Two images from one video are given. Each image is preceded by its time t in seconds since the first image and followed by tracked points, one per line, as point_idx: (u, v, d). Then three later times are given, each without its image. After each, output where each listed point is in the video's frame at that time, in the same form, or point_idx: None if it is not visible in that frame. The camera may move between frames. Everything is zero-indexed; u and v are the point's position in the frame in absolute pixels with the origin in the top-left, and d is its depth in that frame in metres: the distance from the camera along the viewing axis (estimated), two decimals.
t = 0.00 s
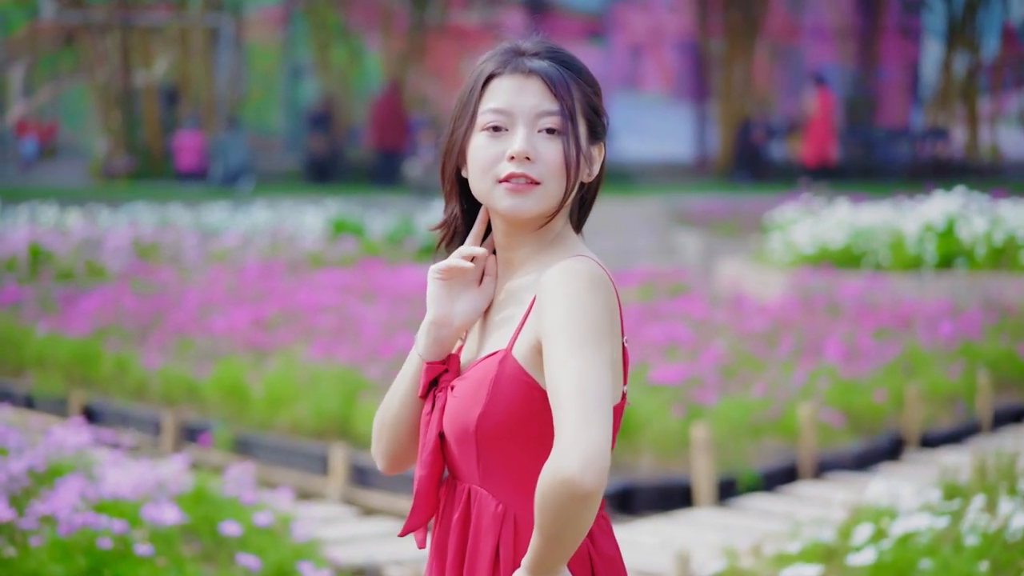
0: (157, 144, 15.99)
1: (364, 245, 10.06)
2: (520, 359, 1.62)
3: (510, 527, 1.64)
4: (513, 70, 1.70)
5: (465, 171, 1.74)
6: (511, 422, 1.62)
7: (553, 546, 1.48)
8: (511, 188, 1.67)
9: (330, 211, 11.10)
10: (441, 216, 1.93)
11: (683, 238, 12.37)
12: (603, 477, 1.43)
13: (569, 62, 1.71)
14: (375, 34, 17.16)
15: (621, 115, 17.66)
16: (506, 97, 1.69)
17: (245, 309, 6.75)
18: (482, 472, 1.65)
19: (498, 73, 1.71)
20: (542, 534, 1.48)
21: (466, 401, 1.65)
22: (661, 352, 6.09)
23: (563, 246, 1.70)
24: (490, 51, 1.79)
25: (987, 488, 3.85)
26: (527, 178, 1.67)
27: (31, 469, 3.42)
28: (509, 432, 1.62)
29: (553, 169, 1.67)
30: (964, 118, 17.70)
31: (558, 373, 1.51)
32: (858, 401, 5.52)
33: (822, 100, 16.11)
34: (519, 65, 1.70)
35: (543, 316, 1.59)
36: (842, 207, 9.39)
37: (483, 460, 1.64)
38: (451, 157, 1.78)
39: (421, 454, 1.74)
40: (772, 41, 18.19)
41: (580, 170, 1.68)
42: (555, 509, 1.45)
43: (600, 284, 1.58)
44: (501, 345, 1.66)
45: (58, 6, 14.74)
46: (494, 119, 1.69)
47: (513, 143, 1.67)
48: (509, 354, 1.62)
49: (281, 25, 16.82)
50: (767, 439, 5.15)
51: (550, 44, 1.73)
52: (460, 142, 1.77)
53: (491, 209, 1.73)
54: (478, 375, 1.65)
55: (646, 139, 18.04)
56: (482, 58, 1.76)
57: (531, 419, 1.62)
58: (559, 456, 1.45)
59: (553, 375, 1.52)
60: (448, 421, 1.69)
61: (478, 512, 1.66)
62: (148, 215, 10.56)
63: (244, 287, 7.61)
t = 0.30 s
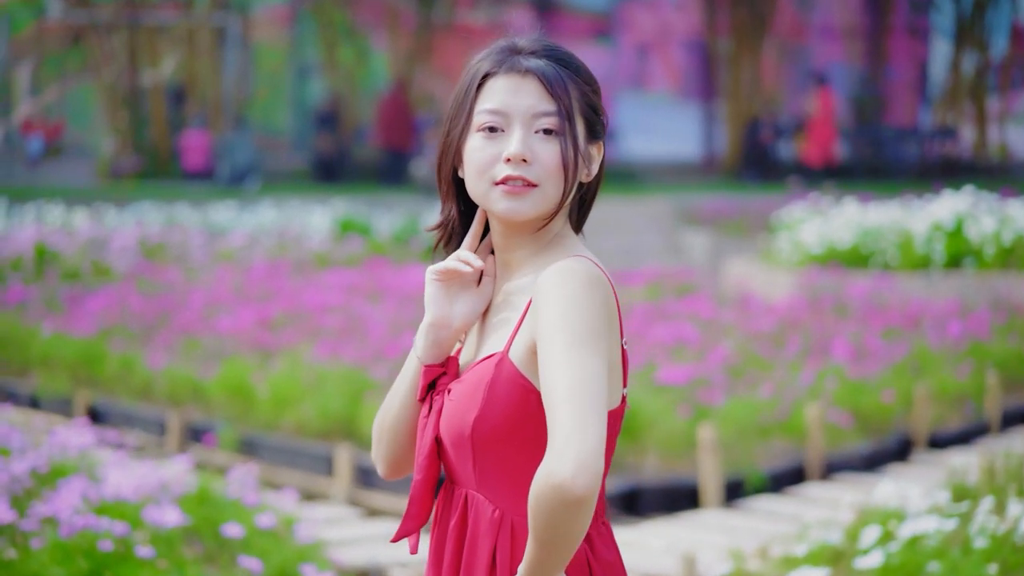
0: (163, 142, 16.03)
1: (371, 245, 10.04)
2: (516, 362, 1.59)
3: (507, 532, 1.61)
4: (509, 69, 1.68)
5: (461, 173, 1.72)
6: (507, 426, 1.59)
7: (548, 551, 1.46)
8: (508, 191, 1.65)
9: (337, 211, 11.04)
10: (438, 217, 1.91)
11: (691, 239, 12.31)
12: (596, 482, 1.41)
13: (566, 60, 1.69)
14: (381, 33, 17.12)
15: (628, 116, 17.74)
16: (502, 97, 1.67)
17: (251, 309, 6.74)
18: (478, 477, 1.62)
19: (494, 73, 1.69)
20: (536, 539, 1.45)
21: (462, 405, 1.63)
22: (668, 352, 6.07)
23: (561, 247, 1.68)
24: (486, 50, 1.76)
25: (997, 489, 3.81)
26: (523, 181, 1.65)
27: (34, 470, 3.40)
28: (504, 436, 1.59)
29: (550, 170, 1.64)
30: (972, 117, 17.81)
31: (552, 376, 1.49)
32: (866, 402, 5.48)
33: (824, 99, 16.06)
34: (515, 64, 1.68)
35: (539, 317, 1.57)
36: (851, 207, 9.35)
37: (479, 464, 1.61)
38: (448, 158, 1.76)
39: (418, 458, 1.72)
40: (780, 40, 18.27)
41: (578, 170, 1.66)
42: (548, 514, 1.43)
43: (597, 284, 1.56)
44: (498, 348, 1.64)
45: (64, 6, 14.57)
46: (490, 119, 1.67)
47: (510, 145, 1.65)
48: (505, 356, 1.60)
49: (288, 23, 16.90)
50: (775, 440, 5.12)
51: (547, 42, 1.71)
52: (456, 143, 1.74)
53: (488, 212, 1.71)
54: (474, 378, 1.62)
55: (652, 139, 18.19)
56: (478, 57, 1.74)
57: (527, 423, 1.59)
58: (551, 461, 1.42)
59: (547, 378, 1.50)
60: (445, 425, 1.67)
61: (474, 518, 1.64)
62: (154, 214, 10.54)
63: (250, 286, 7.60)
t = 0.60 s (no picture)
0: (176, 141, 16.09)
1: (382, 245, 10.02)
2: (519, 368, 1.56)
3: (509, 542, 1.58)
4: (506, 72, 1.64)
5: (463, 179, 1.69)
6: (510, 434, 1.56)
7: (550, 562, 1.43)
8: (509, 197, 1.62)
9: (349, 211, 11.01)
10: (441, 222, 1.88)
11: (704, 239, 12.24)
12: (596, 490, 1.38)
13: (566, 60, 1.65)
14: (393, 32, 17.10)
15: (640, 114, 17.53)
16: (501, 102, 1.63)
17: (262, 309, 6.73)
18: (480, 484, 1.59)
19: (492, 75, 1.66)
20: (537, 549, 1.42)
21: (463, 412, 1.59)
22: (680, 354, 6.02)
23: (565, 251, 1.65)
24: (485, 51, 1.73)
25: (1012, 493, 3.76)
26: (525, 186, 1.62)
27: (41, 472, 3.38)
28: (506, 444, 1.56)
29: (552, 174, 1.61)
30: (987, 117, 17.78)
31: (553, 384, 1.46)
32: (880, 404, 5.42)
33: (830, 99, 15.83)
34: (512, 66, 1.64)
35: (540, 324, 1.54)
36: (865, 207, 9.29)
37: (481, 472, 1.58)
38: (448, 163, 1.73)
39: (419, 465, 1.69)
40: (795, 40, 18.26)
41: (581, 174, 1.63)
42: (549, 525, 1.39)
43: (601, 289, 1.52)
44: (500, 353, 1.60)
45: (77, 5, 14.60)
46: (489, 124, 1.64)
47: (510, 149, 1.62)
48: (508, 362, 1.57)
49: (300, 22, 16.83)
50: (788, 443, 5.07)
51: (546, 43, 1.67)
52: (456, 147, 1.71)
53: (490, 218, 1.68)
54: (476, 385, 1.59)
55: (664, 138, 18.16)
56: (476, 59, 1.71)
57: (530, 430, 1.56)
58: (551, 470, 1.39)
59: (549, 385, 1.47)
60: (446, 433, 1.64)
61: (476, 527, 1.61)
62: (165, 214, 10.54)
63: (261, 287, 7.59)
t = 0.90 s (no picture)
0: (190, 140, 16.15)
1: (395, 245, 10.01)
2: (524, 374, 1.54)
3: (514, 553, 1.55)
4: (507, 76, 1.62)
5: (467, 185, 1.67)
6: (515, 442, 1.53)
7: (555, 573, 1.40)
8: (515, 204, 1.60)
9: (362, 211, 11.00)
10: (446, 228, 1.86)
11: (718, 240, 12.18)
12: (601, 498, 1.35)
13: (566, 63, 1.63)
14: (407, 32, 17.05)
15: (654, 114, 17.48)
16: (503, 107, 1.61)
17: (274, 309, 6.73)
18: (484, 493, 1.57)
19: (492, 80, 1.63)
20: (541, 559, 1.39)
21: (467, 420, 1.57)
22: (693, 356, 5.98)
23: (572, 256, 1.62)
24: (485, 54, 1.71)
25: None
26: (530, 193, 1.59)
27: (50, 474, 3.37)
28: (511, 451, 1.53)
29: (557, 181, 1.58)
30: (1002, 116, 17.42)
31: (558, 392, 1.43)
32: (895, 406, 5.38)
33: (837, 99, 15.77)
34: (513, 69, 1.62)
35: (545, 330, 1.51)
36: (880, 207, 9.23)
37: (485, 481, 1.56)
38: (451, 168, 1.71)
39: (423, 473, 1.67)
40: (810, 39, 18.18)
41: (586, 178, 1.60)
42: (553, 535, 1.37)
43: (608, 294, 1.50)
44: (506, 358, 1.58)
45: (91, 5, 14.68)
46: (492, 130, 1.61)
47: (513, 156, 1.59)
48: (514, 368, 1.54)
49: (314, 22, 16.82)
50: (802, 445, 5.04)
51: (546, 44, 1.65)
52: (458, 150, 1.69)
53: (496, 225, 1.65)
54: (480, 392, 1.56)
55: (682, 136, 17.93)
56: (476, 63, 1.68)
57: (537, 437, 1.53)
58: (555, 478, 1.36)
59: (554, 392, 1.44)
60: (450, 441, 1.61)
61: (481, 536, 1.59)
62: (179, 215, 10.56)
63: (273, 287, 7.59)
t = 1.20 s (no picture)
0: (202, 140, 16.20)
1: (407, 246, 10.01)
2: (529, 381, 1.51)
3: (519, 562, 1.53)
4: (509, 81, 1.60)
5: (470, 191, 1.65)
6: (520, 449, 1.51)
7: None
8: (520, 212, 1.58)
9: (374, 211, 11.00)
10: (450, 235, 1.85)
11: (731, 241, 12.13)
12: (608, 506, 1.33)
13: (569, 64, 1.61)
14: (419, 32, 17.01)
15: (667, 112, 17.47)
16: (506, 112, 1.59)
17: (285, 310, 6.72)
18: (489, 502, 1.54)
19: (494, 86, 1.61)
20: (547, 569, 1.37)
21: (470, 428, 1.55)
22: (705, 358, 5.94)
23: (577, 261, 1.60)
24: (487, 57, 1.68)
25: None
26: (535, 200, 1.57)
27: (58, 477, 3.37)
28: (516, 460, 1.51)
29: (562, 187, 1.56)
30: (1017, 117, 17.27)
31: (564, 399, 1.40)
32: (908, 408, 5.34)
33: (844, 97, 15.69)
34: (514, 74, 1.60)
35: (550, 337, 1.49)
36: (893, 208, 9.18)
37: (489, 490, 1.54)
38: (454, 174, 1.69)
39: (428, 481, 1.65)
40: (822, 38, 18.16)
41: (592, 182, 1.58)
42: (558, 545, 1.34)
43: (615, 298, 1.47)
44: (510, 366, 1.56)
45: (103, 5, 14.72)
46: (495, 135, 1.59)
47: (517, 163, 1.57)
48: (518, 375, 1.52)
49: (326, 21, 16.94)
50: (815, 448, 5.02)
51: (548, 46, 1.62)
52: (462, 156, 1.67)
53: (502, 232, 1.64)
54: (483, 400, 1.54)
55: (695, 136, 17.87)
56: (477, 67, 1.66)
57: (543, 444, 1.51)
58: (560, 486, 1.34)
59: (559, 399, 1.42)
60: (454, 449, 1.59)
61: (485, 545, 1.57)
62: (190, 215, 10.57)
63: (284, 288, 7.58)
